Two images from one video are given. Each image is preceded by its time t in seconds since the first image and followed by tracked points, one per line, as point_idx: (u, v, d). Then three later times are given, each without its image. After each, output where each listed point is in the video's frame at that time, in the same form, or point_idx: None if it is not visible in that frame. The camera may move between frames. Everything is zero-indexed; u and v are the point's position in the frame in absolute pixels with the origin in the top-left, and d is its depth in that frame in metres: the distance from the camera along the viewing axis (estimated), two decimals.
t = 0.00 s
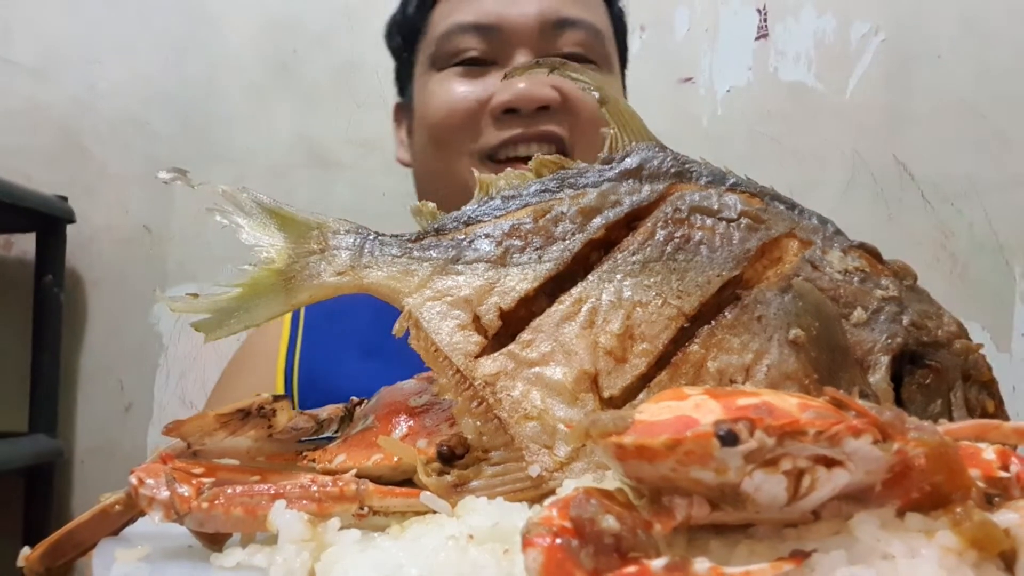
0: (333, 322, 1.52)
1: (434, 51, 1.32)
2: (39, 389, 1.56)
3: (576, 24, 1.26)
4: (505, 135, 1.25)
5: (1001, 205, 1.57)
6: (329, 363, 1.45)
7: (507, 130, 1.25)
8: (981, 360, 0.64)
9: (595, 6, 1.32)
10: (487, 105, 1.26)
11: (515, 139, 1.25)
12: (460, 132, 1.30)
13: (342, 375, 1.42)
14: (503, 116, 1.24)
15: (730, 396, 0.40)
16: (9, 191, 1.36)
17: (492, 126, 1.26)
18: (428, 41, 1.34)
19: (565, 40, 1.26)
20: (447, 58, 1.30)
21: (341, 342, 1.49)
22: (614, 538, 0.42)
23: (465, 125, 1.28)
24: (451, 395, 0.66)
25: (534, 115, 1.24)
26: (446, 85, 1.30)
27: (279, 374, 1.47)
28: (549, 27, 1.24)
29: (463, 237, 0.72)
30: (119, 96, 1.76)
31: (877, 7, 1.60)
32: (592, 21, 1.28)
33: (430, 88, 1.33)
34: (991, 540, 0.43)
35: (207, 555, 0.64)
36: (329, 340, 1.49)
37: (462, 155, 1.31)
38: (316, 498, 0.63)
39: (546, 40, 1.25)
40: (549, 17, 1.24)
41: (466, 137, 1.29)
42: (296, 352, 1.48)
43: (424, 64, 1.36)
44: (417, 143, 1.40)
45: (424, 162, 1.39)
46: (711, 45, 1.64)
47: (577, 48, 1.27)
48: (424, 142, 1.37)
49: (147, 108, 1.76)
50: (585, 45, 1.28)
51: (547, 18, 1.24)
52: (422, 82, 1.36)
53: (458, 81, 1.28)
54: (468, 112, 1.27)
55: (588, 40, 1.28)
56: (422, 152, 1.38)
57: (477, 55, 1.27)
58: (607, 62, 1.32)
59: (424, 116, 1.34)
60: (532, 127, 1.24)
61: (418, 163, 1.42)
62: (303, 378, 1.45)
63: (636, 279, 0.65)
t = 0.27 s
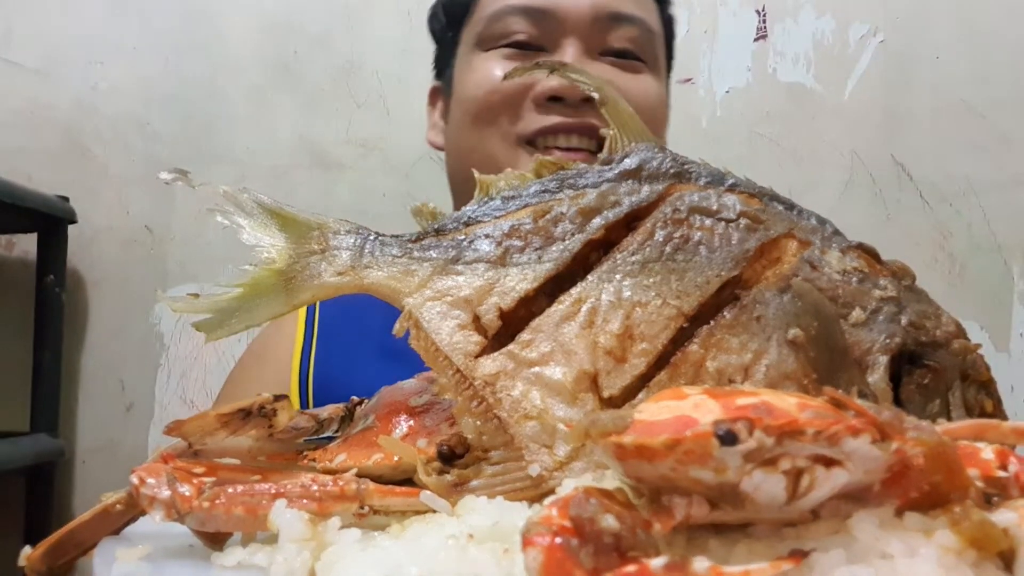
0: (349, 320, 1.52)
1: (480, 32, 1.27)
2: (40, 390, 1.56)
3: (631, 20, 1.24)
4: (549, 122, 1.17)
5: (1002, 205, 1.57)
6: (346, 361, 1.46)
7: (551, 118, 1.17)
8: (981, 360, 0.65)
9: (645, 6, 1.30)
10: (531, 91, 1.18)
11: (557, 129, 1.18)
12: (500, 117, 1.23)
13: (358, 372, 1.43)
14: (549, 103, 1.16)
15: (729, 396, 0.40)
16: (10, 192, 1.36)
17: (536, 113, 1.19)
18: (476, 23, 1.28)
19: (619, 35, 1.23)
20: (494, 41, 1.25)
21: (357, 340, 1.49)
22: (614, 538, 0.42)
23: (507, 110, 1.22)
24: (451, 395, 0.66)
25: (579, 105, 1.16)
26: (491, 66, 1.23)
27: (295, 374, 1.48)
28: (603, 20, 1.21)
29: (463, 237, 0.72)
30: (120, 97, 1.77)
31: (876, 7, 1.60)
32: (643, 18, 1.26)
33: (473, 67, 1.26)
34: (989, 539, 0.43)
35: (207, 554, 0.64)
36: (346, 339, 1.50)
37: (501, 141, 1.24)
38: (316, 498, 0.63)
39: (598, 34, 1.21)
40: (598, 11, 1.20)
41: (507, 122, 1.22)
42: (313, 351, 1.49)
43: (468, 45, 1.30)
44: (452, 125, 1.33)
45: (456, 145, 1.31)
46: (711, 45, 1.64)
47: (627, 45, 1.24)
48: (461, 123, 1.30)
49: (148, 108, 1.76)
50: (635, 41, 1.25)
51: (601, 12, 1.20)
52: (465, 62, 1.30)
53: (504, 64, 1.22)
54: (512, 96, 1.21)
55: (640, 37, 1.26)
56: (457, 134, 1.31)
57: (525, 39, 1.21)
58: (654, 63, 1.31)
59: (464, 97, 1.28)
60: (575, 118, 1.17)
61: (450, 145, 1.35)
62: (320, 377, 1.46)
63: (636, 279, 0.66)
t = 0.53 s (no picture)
0: (347, 322, 1.52)
1: (512, 32, 1.24)
2: (39, 389, 1.56)
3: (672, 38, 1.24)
4: (570, 138, 1.16)
5: (1002, 205, 1.57)
6: (343, 364, 1.45)
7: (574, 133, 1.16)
8: (982, 360, 0.64)
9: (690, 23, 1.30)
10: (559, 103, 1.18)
11: (576, 148, 1.15)
12: (523, 126, 1.22)
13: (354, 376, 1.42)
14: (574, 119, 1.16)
15: (730, 396, 0.40)
16: (9, 192, 1.36)
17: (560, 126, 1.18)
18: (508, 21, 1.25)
19: (657, 53, 1.23)
20: (526, 45, 1.22)
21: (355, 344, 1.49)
22: (614, 538, 0.42)
23: (532, 121, 1.21)
24: (451, 395, 0.66)
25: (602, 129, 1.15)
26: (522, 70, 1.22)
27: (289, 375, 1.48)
28: (642, 35, 1.20)
29: (463, 237, 0.72)
30: (120, 96, 1.76)
31: (877, 7, 1.60)
32: (684, 36, 1.26)
33: (503, 68, 1.24)
34: (990, 540, 0.43)
35: (206, 555, 0.64)
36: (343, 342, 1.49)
37: (523, 147, 1.23)
38: (315, 498, 0.63)
39: (635, 49, 1.21)
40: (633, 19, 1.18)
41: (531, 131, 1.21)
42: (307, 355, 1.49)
43: (497, 45, 1.28)
44: (473, 125, 1.31)
45: (475, 144, 1.30)
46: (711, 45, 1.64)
47: (663, 63, 1.25)
48: (481, 123, 1.28)
49: (147, 107, 1.75)
50: (672, 59, 1.26)
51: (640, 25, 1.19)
52: (494, 62, 1.27)
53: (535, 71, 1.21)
54: (539, 104, 1.20)
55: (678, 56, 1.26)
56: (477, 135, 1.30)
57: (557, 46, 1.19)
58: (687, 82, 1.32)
59: (491, 98, 1.26)
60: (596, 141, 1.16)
61: (467, 145, 1.33)
62: (315, 379, 1.46)
63: (636, 278, 0.65)
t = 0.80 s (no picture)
0: (337, 326, 1.52)
1: (495, 32, 1.24)
2: (39, 389, 1.56)
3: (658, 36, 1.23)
4: (553, 141, 1.16)
5: (1003, 205, 1.57)
6: (332, 368, 1.45)
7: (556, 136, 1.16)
8: (982, 360, 0.64)
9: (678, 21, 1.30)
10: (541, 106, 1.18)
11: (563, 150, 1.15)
12: (505, 129, 1.22)
13: (342, 380, 1.42)
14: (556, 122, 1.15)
15: (730, 396, 0.40)
16: (9, 192, 1.35)
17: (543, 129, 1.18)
18: (491, 21, 1.25)
19: (642, 52, 1.23)
20: (509, 46, 1.22)
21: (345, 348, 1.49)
22: (614, 538, 0.42)
23: (514, 124, 1.21)
24: (452, 395, 0.66)
25: (587, 130, 1.15)
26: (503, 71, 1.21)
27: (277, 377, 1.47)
28: (627, 34, 1.20)
29: (463, 237, 0.72)
30: (120, 96, 1.76)
31: (877, 7, 1.60)
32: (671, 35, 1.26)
33: (485, 70, 1.24)
34: (990, 540, 0.43)
35: (207, 555, 0.64)
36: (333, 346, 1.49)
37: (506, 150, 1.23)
38: (315, 498, 0.63)
39: (620, 49, 1.21)
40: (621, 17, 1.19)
41: (513, 133, 1.21)
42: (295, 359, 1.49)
43: (480, 45, 1.27)
44: (458, 127, 1.30)
45: (459, 146, 1.30)
46: (711, 45, 1.64)
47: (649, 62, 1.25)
48: (466, 124, 1.28)
49: (147, 107, 1.75)
50: (660, 57, 1.26)
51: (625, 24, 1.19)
52: (477, 63, 1.27)
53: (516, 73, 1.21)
54: (521, 107, 1.20)
55: (664, 55, 1.26)
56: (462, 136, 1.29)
57: (538, 45, 1.20)
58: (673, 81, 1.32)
59: (474, 100, 1.25)
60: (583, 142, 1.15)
61: (452, 147, 1.33)
62: (303, 383, 1.46)
63: (636, 278, 0.65)
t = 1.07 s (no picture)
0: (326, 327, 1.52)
1: (482, 27, 1.24)
2: (39, 389, 1.56)
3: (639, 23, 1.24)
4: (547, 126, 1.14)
5: (1003, 205, 1.57)
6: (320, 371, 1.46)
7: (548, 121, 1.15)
8: (982, 361, 0.64)
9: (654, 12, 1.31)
10: (533, 93, 1.17)
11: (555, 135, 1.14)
12: (498, 121, 1.21)
13: (328, 381, 1.43)
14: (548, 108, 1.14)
15: (731, 396, 0.40)
16: (8, 192, 1.35)
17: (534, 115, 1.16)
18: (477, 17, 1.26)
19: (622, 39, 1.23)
20: (496, 38, 1.23)
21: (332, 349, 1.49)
22: (614, 539, 0.42)
23: (506, 115, 1.20)
24: (452, 395, 0.66)
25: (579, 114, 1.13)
26: (492, 67, 1.22)
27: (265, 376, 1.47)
28: (609, 23, 1.21)
29: (463, 237, 0.72)
30: (120, 96, 1.76)
31: (877, 7, 1.60)
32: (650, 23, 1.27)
33: (474, 67, 1.24)
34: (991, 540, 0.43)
35: (207, 555, 0.64)
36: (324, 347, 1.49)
37: (499, 144, 1.22)
38: (315, 499, 0.63)
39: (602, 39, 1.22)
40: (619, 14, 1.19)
41: (505, 125, 1.20)
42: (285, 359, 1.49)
43: (467, 43, 1.28)
44: (453, 124, 1.30)
45: (453, 143, 1.30)
46: (711, 45, 1.64)
47: (630, 48, 1.26)
48: (460, 119, 1.28)
49: (147, 107, 1.75)
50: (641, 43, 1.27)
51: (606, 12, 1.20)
52: (465, 60, 1.27)
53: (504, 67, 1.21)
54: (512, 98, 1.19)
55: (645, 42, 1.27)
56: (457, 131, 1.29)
57: (526, 37, 1.20)
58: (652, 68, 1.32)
59: (466, 97, 1.26)
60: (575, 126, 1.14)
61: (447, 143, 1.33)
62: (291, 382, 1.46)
63: (636, 278, 0.65)
